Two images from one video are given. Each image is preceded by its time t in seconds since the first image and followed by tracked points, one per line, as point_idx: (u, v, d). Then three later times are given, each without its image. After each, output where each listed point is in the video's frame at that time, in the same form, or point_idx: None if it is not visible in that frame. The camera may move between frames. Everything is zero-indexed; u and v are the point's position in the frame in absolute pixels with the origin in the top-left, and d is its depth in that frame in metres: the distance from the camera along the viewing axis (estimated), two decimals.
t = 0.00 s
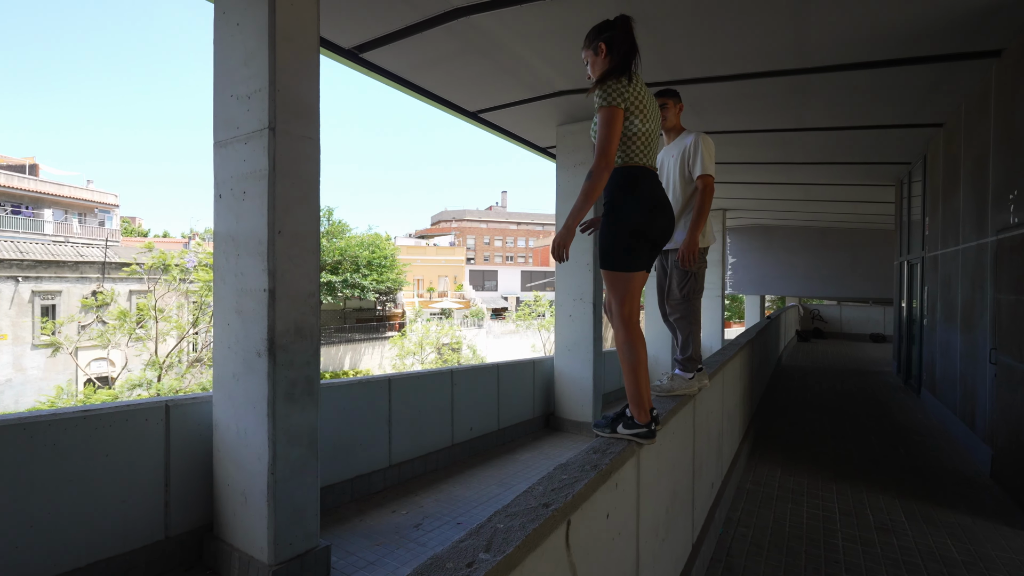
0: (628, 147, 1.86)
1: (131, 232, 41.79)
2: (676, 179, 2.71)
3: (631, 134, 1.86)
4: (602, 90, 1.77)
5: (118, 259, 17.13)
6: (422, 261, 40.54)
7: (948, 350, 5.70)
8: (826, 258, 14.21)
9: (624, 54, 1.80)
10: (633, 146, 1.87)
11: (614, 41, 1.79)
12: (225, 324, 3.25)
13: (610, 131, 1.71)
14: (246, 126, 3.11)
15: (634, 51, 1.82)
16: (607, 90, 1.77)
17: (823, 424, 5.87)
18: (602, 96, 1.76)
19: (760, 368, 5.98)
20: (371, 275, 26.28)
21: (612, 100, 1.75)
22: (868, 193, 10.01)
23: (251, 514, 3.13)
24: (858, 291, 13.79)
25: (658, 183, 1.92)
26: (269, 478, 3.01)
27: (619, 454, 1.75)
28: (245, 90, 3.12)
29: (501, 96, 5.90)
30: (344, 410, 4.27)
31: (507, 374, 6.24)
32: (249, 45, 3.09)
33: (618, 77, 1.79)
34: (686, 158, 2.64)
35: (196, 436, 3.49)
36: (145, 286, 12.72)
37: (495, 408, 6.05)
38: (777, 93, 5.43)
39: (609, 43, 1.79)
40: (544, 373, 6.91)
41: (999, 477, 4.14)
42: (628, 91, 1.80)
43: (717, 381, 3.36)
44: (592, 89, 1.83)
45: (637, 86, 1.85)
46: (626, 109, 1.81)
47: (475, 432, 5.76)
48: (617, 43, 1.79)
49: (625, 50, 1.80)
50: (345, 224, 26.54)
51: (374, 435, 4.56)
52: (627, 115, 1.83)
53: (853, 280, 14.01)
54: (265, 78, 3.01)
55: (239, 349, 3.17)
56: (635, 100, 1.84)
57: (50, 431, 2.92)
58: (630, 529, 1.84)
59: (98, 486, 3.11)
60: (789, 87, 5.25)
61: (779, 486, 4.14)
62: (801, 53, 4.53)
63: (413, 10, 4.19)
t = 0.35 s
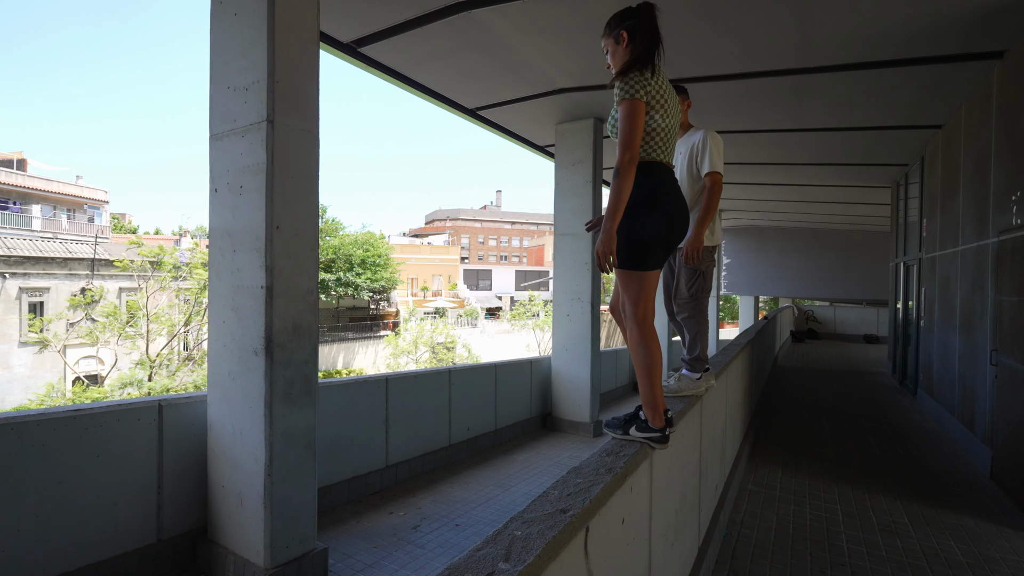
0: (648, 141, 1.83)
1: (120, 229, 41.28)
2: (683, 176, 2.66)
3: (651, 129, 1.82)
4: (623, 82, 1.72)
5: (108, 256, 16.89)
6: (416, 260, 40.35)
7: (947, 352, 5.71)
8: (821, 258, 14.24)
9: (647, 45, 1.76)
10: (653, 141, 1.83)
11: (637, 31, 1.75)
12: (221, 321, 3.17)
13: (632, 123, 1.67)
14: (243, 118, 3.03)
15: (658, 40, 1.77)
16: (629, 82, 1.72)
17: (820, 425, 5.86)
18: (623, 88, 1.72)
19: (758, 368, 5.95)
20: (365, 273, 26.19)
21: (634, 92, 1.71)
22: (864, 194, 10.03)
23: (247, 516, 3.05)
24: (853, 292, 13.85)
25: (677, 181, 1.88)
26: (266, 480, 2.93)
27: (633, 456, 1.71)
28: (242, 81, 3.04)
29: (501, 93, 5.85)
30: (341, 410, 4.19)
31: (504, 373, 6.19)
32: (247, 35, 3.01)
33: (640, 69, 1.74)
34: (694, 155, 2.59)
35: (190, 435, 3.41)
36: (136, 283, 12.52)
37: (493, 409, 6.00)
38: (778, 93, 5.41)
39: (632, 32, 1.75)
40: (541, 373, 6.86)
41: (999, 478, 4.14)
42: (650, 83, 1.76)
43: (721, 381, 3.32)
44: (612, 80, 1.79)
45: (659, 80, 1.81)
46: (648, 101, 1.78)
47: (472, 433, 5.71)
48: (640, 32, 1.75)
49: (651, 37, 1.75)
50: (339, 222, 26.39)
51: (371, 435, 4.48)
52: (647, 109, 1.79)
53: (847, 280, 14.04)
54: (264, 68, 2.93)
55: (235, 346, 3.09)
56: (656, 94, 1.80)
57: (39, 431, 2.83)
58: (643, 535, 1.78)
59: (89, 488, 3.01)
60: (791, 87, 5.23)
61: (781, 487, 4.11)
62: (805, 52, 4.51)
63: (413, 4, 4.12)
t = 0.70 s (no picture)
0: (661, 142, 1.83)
1: (105, 227, 40.65)
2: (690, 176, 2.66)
3: (662, 130, 1.83)
4: (633, 84, 1.73)
5: (95, 255, 16.64)
6: (407, 258, 40.16)
7: (939, 348, 5.78)
8: (812, 256, 14.35)
9: (659, 50, 1.78)
10: (664, 143, 1.83)
11: (650, 36, 1.77)
12: (220, 322, 3.13)
13: (639, 123, 1.66)
14: (243, 115, 2.99)
15: (670, 45, 1.79)
16: (640, 84, 1.73)
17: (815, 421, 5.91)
18: (634, 89, 1.72)
19: (754, 365, 5.98)
20: (357, 271, 26.10)
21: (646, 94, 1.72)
22: (856, 192, 10.12)
23: (249, 519, 3.01)
24: (843, 289, 14.01)
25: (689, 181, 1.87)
26: (268, 482, 2.90)
27: (649, 457, 1.70)
28: (242, 77, 2.99)
29: (497, 90, 5.82)
30: (341, 410, 4.16)
31: (501, 371, 6.18)
32: (246, 31, 2.96)
33: (652, 72, 1.76)
34: (701, 155, 2.60)
35: (189, 438, 3.37)
36: (126, 282, 12.34)
37: (490, 408, 5.98)
38: (774, 92, 5.44)
39: (645, 37, 1.77)
40: (538, 371, 6.86)
41: (993, 473, 4.20)
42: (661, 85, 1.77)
43: (724, 380, 3.33)
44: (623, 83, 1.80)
45: (670, 83, 1.82)
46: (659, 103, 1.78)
47: (470, 431, 5.69)
48: (653, 37, 1.77)
49: (664, 43, 1.77)
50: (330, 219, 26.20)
51: (371, 434, 4.45)
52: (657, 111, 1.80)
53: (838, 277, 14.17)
54: (264, 65, 2.88)
55: (235, 347, 3.05)
56: (666, 96, 1.81)
57: (35, 435, 2.77)
58: (658, 534, 1.78)
59: (86, 492, 2.96)
60: (788, 85, 5.26)
61: (781, 484, 4.14)
62: (802, 51, 4.53)
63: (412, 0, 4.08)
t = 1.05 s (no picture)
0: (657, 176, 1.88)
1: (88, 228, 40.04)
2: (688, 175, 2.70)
3: (658, 162, 1.87)
4: (616, 128, 1.82)
5: (80, 255, 16.40)
6: (398, 257, 40.00)
7: (926, 345, 5.89)
8: (801, 255, 14.51)
9: (635, 92, 1.83)
10: (662, 174, 1.88)
11: (623, 82, 1.83)
12: (217, 322, 3.11)
13: (622, 170, 1.76)
14: (240, 114, 2.97)
15: (644, 86, 1.84)
16: (621, 130, 1.81)
17: (806, 417, 6.00)
18: (617, 133, 1.82)
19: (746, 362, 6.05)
20: (348, 271, 26.01)
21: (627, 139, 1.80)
22: (844, 192, 10.25)
23: (248, 519, 3.00)
24: (831, 287, 14.18)
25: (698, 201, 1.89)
26: (267, 482, 2.89)
27: (653, 451, 1.73)
28: (238, 76, 2.98)
29: (491, 90, 5.83)
30: (338, 409, 4.16)
31: (496, 370, 6.19)
32: (243, 28, 2.95)
33: (631, 115, 1.83)
34: (699, 155, 2.64)
35: (186, 438, 3.35)
36: (112, 283, 12.18)
37: (485, 406, 6.00)
38: (764, 92, 5.51)
39: (617, 84, 1.83)
40: (532, 370, 6.89)
41: (979, 466, 4.29)
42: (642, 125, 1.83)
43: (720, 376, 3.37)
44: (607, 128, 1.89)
45: (652, 119, 1.87)
46: (645, 141, 1.85)
47: (465, 431, 5.70)
48: (627, 81, 1.82)
49: (637, 85, 1.82)
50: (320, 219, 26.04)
51: (367, 434, 4.45)
52: (646, 147, 1.86)
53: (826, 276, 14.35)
54: (262, 63, 2.87)
55: (233, 346, 3.04)
56: (654, 131, 1.88)
57: (29, 437, 2.73)
58: (662, 528, 1.81)
59: (82, 495, 2.93)
60: (778, 86, 5.32)
61: (773, 479, 4.20)
62: (793, 52, 4.60)
63: None
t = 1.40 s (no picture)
0: (650, 197, 1.94)
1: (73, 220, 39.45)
2: (684, 171, 2.73)
3: (650, 184, 1.93)
4: (602, 162, 1.88)
5: (66, 248, 16.16)
6: (390, 251, 39.83)
7: (913, 339, 5.99)
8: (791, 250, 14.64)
9: (613, 124, 1.88)
10: (657, 194, 1.94)
11: (599, 116, 1.88)
12: (213, 314, 3.11)
13: (616, 200, 1.83)
14: (236, 105, 2.96)
15: (620, 116, 1.90)
16: (607, 163, 1.87)
17: (795, 410, 6.09)
18: (603, 166, 1.87)
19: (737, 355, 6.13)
20: (339, 265, 25.89)
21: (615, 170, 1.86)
22: (834, 188, 10.37)
23: (246, 511, 3.01)
24: (820, 283, 14.34)
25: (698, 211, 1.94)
26: (265, 474, 2.90)
27: (653, 440, 1.76)
28: (235, 66, 2.96)
29: (485, 83, 5.83)
30: (335, 402, 4.17)
31: (490, 364, 6.21)
32: (240, 18, 2.93)
33: (614, 144, 1.88)
34: (694, 150, 2.66)
35: (182, 431, 3.35)
36: (100, 276, 12.03)
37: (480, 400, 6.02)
38: (757, 89, 5.56)
39: (595, 118, 1.89)
40: (525, 364, 6.92)
41: (963, 456, 4.38)
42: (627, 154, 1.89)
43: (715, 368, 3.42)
44: (592, 162, 1.94)
45: (635, 143, 1.93)
46: (633, 166, 1.91)
47: (460, 424, 5.72)
48: (604, 115, 1.88)
49: (613, 117, 1.88)
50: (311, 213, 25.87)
51: (363, 427, 4.46)
52: (635, 172, 1.92)
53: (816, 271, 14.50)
54: (259, 54, 2.86)
55: (231, 339, 3.03)
56: (640, 155, 1.93)
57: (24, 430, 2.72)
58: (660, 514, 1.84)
59: (77, 488, 2.92)
60: (771, 82, 5.37)
61: (765, 469, 4.28)
62: (786, 49, 4.64)
63: None
